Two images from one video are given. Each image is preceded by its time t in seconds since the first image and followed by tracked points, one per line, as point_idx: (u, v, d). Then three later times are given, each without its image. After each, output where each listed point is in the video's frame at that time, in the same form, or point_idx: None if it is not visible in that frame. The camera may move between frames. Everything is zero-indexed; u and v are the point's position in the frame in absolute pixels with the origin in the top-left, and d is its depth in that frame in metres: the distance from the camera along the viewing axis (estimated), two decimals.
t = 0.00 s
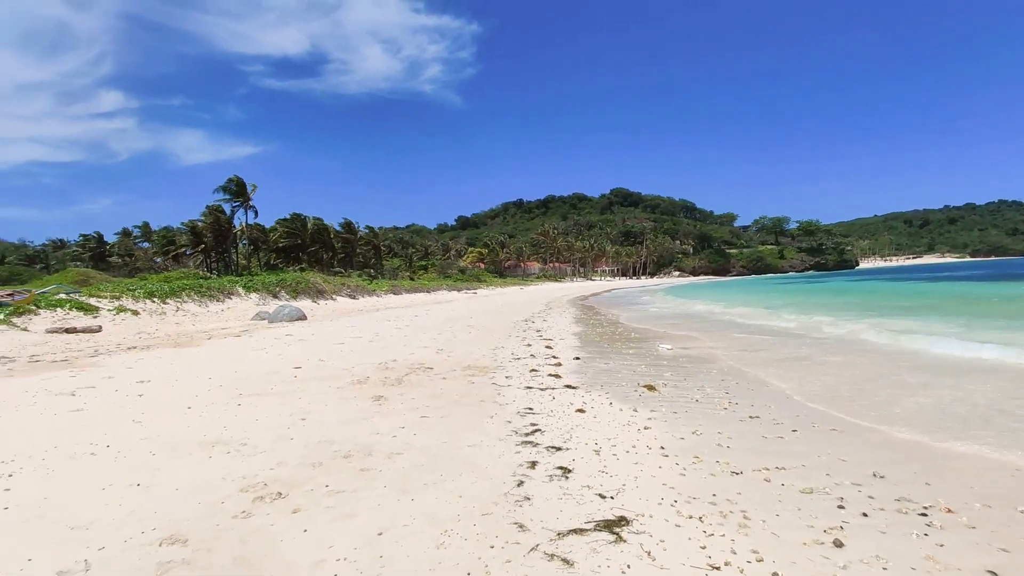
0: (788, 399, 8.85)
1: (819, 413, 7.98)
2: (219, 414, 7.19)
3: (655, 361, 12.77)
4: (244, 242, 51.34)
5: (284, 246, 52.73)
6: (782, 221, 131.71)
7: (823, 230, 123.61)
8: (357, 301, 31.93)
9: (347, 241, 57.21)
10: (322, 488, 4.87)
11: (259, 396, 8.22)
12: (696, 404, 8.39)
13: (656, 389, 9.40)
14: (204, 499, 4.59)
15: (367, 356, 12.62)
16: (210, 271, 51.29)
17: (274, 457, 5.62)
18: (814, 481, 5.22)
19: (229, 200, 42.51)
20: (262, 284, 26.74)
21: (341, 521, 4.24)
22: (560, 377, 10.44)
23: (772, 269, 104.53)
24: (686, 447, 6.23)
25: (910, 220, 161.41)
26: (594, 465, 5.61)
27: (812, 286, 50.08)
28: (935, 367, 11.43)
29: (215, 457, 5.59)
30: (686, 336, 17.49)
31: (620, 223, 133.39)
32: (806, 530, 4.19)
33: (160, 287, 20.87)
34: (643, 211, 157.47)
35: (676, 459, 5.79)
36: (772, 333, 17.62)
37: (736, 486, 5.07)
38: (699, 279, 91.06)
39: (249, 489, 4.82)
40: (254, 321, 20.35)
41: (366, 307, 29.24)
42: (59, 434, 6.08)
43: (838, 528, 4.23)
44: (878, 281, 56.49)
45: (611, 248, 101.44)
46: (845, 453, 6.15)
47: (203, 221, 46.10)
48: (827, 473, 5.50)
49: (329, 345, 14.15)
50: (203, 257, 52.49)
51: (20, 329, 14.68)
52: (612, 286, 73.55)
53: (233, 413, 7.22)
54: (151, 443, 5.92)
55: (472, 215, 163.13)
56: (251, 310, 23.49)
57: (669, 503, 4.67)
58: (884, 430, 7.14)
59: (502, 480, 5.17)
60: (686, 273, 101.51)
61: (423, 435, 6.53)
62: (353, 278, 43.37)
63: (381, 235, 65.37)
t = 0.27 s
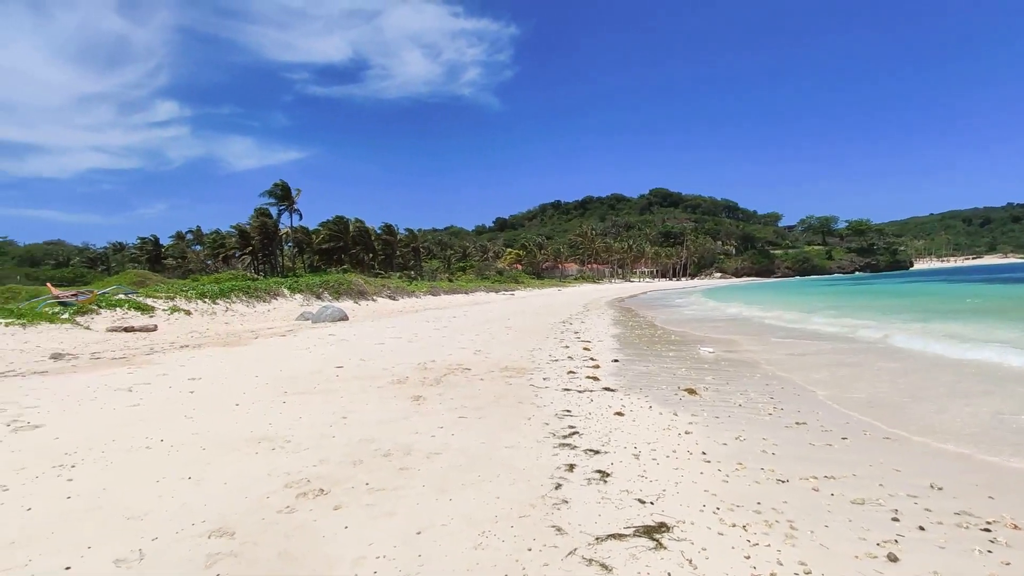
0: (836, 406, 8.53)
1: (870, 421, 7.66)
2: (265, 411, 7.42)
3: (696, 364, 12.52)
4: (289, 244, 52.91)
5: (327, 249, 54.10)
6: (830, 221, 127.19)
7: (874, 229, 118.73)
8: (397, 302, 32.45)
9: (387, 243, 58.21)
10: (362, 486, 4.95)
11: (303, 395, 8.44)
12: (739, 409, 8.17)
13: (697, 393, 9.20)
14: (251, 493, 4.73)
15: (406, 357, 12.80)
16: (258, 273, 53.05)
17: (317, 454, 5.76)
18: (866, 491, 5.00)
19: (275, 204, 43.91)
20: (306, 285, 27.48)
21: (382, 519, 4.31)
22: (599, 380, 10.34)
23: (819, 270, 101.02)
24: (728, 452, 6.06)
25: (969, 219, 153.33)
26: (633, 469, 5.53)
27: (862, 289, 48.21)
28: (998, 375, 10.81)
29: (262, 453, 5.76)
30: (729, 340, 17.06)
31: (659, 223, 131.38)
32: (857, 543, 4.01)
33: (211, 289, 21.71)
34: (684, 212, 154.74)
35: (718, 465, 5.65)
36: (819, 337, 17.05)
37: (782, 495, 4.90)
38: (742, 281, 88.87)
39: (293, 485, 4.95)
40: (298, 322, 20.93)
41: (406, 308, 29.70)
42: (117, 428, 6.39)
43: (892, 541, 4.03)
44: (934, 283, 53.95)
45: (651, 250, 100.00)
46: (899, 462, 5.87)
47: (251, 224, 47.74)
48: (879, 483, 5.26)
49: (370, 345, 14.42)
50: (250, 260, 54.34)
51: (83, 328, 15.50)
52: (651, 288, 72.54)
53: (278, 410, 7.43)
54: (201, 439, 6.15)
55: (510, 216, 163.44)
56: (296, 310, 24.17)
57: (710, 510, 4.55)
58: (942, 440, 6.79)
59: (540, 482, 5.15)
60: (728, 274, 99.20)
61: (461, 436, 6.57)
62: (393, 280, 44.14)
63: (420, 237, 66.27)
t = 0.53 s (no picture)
0: (894, 414, 8.11)
1: (931, 430, 7.25)
2: (311, 411, 7.62)
3: (742, 368, 12.16)
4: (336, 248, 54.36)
5: (372, 252, 55.30)
6: (886, 220, 121.61)
7: (935, 228, 112.81)
8: (439, 304, 32.85)
9: (429, 245, 58.96)
10: (404, 487, 5.01)
11: (348, 395, 8.64)
12: (789, 416, 7.87)
13: (744, 399, 8.93)
14: (297, 491, 4.86)
15: (448, 358, 12.92)
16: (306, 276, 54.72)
17: (360, 454, 5.87)
18: (928, 506, 4.73)
19: (322, 209, 45.21)
20: (351, 288, 28.15)
21: (423, 520, 4.34)
22: (641, 383, 10.17)
23: (875, 271, 96.70)
24: (778, 461, 5.85)
25: None
26: (677, 477, 5.40)
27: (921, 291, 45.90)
28: None
29: (308, 452, 5.91)
30: (777, 344, 16.49)
31: (704, 224, 128.54)
32: (918, 560, 3.79)
33: (262, 291, 22.51)
34: (729, 212, 150.96)
35: (767, 474, 5.45)
36: (872, 342, 16.32)
37: (836, 507, 4.68)
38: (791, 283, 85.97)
39: (337, 484, 5.05)
40: (344, 323, 21.46)
41: (448, 310, 30.03)
42: (174, 425, 6.68)
43: (958, 560, 3.79)
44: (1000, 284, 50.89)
45: (695, 251, 97.95)
46: (965, 476, 5.53)
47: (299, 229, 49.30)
48: (943, 497, 4.96)
49: (413, 347, 14.63)
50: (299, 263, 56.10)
51: (145, 329, 16.36)
52: (695, 289, 71.07)
53: (324, 410, 7.62)
54: (252, 437, 6.37)
55: (551, 219, 163.23)
56: (342, 313, 24.78)
57: (758, 521, 4.39)
58: (1012, 452, 6.35)
59: (581, 487, 5.09)
60: (777, 276, 96.13)
61: (501, 438, 6.57)
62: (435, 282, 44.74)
63: (462, 240, 66.91)
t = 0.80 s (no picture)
0: (960, 424, 7.65)
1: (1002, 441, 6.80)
2: (357, 410, 7.79)
3: (793, 373, 11.73)
4: (381, 250, 55.53)
5: (415, 254, 56.21)
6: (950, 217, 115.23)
7: (1005, 226, 106.13)
8: (481, 306, 33.08)
9: (471, 247, 59.43)
10: (448, 487, 5.06)
11: (393, 395, 8.79)
12: (845, 423, 7.53)
13: (795, 405, 8.60)
14: (345, 489, 4.97)
15: (491, 360, 12.98)
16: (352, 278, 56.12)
17: (405, 454, 5.95)
18: (1001, 523, 4.43)
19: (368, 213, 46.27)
20: (395, 289, 28.67)
21: (467, 521, 4.37)
22: (686, 387, 9.94)
23: (937, 272, 91.76)
24: (833, 471, 5.60)
25: None
26: (725, 484, 5.24)
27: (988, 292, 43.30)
28: None
29: (354, 450, 6.04)
30: (830, 348, 15.85)
31: (751, 224, 124.90)
32: None
33: (311, 293, 23.20)
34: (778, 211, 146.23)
35: (821, 484, 5.23)
36: (930, 346, 15.55)
37: (898, 521, 4.44)
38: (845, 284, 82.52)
39: (383, 483, 5.14)
40: (389, 324, 21.88)
41: (490, 311, 30.20)
42: (229, 422, 6.96)
43: None
44: None
45: (742, 251, 95.29)
46: None
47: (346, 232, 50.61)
48: (1017, 514, 4.64)
49: (455, 348, 14.77)
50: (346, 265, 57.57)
51: (202, 329, 17.10)
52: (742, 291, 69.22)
53: (370, 410, 7.78)
54: (301, 435, 6.56)
55: (593, 220, 162.04)
56: (387, 314, 25.26)
57: (813, 533, 4.22)
58: None
59: (625, 493, 5.02)
60: (829, 277, 92.45)
61: (544, 441, 6.54)
62: (477, 284, 45.09)
63: (504, 242, 67.21)
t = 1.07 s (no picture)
0: None
1: None
2: (403, 409, 7.93)
3: (849, 377, 11.24)
4: (425, 252, 56.39)
5: (459, 256, 56.83)
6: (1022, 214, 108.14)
7: None
8: (524, 307, 33.10)
9: (513, 249, 59.52)
10: (493, 488, 5.08)
11: (438, 395, 8.91)
12: (907, 431, 7.16)
13: (852, 411, 8.24)
14: (391, 487, 5.07)
15: (534, 361, 12.97)
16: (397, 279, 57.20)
17: (450, 453, 6.02)
18: None
19: (412, 216, 47.06)
20: (440, 291, 29.04)
21: (512, 522, 4.38)
22: (735, 391, 9.67)
23: (1008, 271, 86.18)
24: (894, 481, 5.33)
25: None
26: (778, 492, 5.07)
27: None
28: None
29: (401, 449, 6.15)
30: (890, 352, 15.10)
31: (803, 222, 120.49)
32: None
33: (358, 294, 23.77)
34: (832, 209, 140.56)
35: (881, 495, 4.98)
36: (998, 352, 14.62)
37: (967, 536, 4.19)
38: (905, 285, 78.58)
39: (429, 482, 5.21)
40: (433, 325, 22.18)
41: (533, 313, 30.19)
42: (283, 419, 7.21)
43: None
44: None
45: (794, 251, 92.04)
46: None
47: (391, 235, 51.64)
48: None
49: (499, 349, 14.82)
50: (391, 267, 58.70)
51: (256, 329, 17.77)
52: (793, 292, 66.91)
53: (416, 409, 7.91)
54: (350, 433, 6.74)
55: (637, 220, 159.89)
56: (431, 315, 25.61)
57: (874, 546, 4.03)
58: None
59: (673, 498, 4.92)
60: (888, 277, 88.20)
61: (588, 443, 6.49)
62: (520, 285, 45.21)
63: (546, 244, 67.10)
